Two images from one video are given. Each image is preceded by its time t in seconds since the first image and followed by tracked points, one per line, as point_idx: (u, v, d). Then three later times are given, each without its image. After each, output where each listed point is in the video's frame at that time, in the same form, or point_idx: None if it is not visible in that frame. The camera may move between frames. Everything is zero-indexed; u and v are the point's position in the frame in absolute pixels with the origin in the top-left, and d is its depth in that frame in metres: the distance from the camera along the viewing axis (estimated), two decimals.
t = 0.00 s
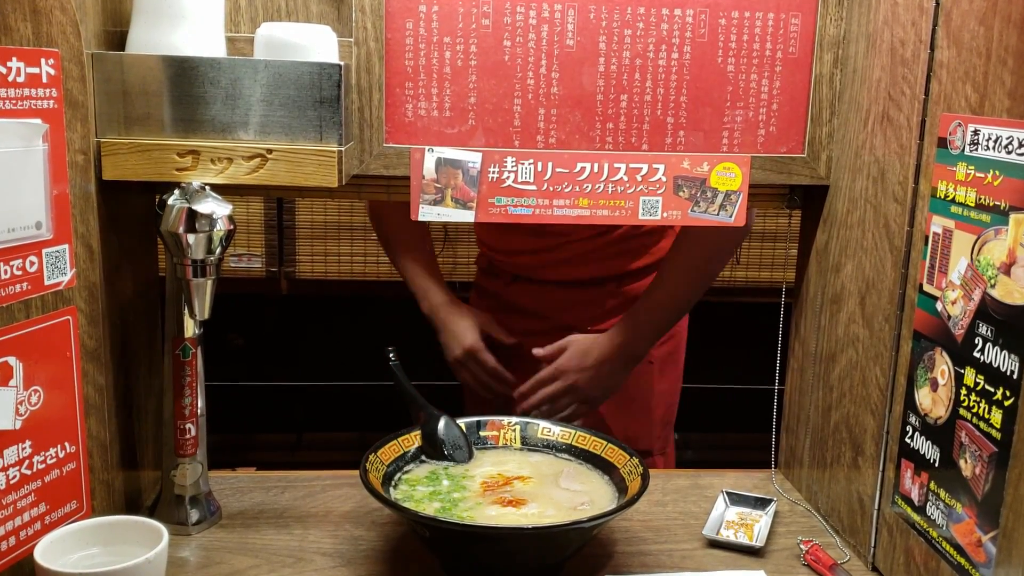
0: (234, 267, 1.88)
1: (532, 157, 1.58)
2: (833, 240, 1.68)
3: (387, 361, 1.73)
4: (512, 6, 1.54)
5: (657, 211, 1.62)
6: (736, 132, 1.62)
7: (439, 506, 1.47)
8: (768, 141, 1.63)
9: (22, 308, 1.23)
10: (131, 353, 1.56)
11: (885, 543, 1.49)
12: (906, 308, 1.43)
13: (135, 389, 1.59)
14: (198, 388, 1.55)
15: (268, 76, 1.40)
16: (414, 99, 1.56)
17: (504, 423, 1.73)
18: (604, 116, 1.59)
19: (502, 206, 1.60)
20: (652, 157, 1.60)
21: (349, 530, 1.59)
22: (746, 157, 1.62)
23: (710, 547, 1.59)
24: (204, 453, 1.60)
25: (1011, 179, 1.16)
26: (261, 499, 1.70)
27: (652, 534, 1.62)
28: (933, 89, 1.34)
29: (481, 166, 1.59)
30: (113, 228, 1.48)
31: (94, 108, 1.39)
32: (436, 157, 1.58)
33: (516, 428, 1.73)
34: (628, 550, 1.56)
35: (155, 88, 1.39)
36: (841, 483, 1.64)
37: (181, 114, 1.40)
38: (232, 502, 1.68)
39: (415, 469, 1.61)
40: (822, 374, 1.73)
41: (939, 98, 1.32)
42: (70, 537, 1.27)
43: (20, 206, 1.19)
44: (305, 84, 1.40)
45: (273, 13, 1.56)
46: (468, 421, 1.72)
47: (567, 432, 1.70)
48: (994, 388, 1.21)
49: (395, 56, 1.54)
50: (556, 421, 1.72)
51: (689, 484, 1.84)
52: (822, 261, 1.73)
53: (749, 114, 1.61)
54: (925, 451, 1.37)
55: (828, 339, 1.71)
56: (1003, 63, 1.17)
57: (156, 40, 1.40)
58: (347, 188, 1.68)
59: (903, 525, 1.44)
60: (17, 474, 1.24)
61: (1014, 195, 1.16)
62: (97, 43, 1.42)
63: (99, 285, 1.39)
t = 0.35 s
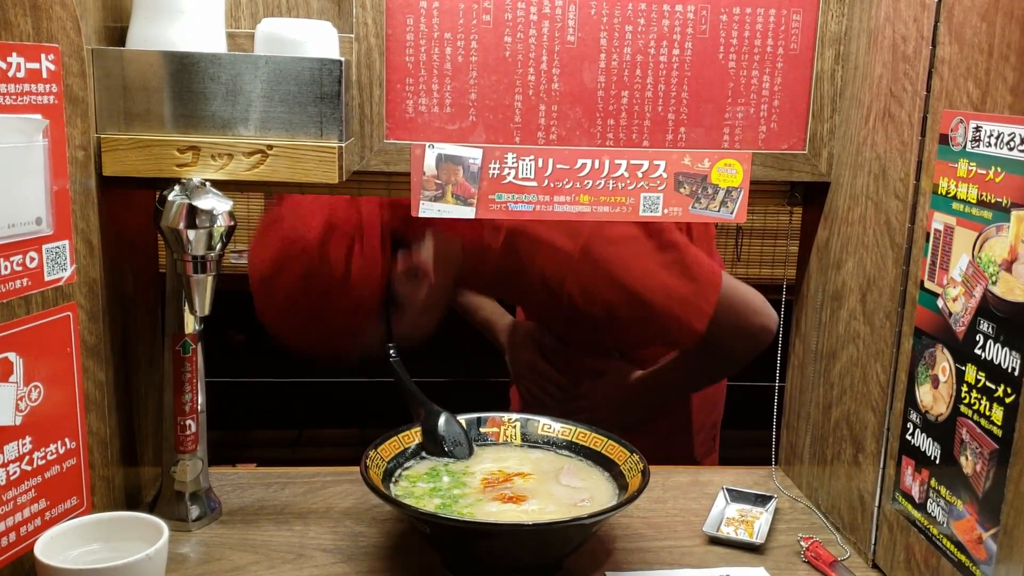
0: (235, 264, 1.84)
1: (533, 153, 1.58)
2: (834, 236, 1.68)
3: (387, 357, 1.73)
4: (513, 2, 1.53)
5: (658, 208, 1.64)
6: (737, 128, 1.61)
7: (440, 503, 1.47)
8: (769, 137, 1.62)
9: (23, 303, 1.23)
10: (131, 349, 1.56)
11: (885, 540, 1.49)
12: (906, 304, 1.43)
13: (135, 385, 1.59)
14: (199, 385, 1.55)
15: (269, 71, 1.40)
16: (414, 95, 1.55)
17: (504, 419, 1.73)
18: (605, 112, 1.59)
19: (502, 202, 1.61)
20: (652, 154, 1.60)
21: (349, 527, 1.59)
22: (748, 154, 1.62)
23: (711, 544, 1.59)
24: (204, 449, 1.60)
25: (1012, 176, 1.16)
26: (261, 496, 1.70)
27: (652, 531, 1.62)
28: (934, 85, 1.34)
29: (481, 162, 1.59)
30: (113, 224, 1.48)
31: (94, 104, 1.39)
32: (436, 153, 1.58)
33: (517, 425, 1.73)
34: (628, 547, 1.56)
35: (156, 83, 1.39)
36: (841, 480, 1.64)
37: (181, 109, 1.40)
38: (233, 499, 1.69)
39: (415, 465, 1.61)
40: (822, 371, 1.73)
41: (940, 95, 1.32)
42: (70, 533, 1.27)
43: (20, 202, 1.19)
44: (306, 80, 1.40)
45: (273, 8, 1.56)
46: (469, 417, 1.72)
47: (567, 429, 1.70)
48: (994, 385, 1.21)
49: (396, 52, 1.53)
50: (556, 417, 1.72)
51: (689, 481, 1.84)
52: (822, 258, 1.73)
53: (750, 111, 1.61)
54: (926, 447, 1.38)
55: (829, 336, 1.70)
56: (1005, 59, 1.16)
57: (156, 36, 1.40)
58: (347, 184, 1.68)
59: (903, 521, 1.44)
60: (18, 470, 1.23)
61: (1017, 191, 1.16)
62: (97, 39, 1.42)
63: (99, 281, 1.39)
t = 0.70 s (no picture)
0: (231, 258, 1.83)
1: (532, 147, 1.58)
2: (834, 231, 1.67)
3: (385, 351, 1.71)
4: None
5: (658, 202, 1.63)
6: (737, 122, 1.60)
7: (438, 498, 1.46)
8: (769, 131, 1.61)
9: (17, 298, 1.22)
10: (127, 344, 1.55)
11: (885, 536, 1.49)
12: (907, 300, 1.42)
13: (132, 380, 1.58)
14: (196, 379, 1.54)
15: (265, 64, 1.38)
16: (411, 88, 1.54)
17: (503, 414, 1.73)
18: (603, 105, 1.58)
19: (501, 196, 1.62)
20: (652, 148, 1.59)
21: (346, 522, 1.58)
22: (747, 148, 1.61)
23: (710, 539, 1.58)
24: (201, 444, 1.59)
25: (1013, 169, 1.16)
26: (259, 491, 1.69)
27: (651, 526, 1.62)
28: (936, 78, 1.33)
29: (480, 156, 1.58)
30: (109, 218, 1.47)
31: (89, 97, 1.38)
32: (434, 146, 1.57)
33: (515, 420, 1.72)
34: (627, 542, 1.55)
35: (151, 76, 1.38)
36: (841, 475, 1.64)
37: (177, 103, 1.39)
38: (230, 494, 1.68)
39: (413, 460, 1.60)
40: (821, 365, 1.73)
41: (942, 88, 1.31)
42: (66, 528, 1.27)
43: (15, 196, 1.18)
44: (303, 73, 1.39)
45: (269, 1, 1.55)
46: (467, 412, 1.72)
47: (566, 424, 1.69)
48: (995, 380, 1.21)
49: (393, 45, 1.52)
50: (555, 413, 1.71)
51: (688, 476, 1.84)
52: (823, 253, 1.72)
53: (750, 104, 1.60)
54: (926, 443, 1.37)
55: (829, 331, 1.70)
56: (1007, 51, 1.15)
57: (150, 28, 1.39)
58: (345, 178, 1.68)
59: (902, 517, 1.44)
60: (13, 465, 1.23)
61: (1018, 185, 1.15)
62: (92, 31, 1.40)
63: (93, 274, 1.38)
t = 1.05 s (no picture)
0: (229, 251, 1.89)
1: (529, 140, 1.56)
2: (833, 224, 1.66)
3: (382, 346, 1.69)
4: None
5: (657, 195, 1.60)
6: (736, 115, 1.59)
7: (435, 494, 1.45)
8: (769, 124, 1.60)
9: (8, 294, 1.21)
10: (122, 339, 1.54)
11: (885, 532, 1.48)
12: (908, 294, 1.41)
13: (127, 375, 1.57)
14: (191, 374, 1.53)
15: (260, 57, 1.37)
16: (408, 81, 1.53)
17: (501, 410, 1.72)
18: (602, 98, 1.56)
19: (499, 189, 1.58)
20: (651, 141, 1.58)
21: (343, 518, 1.57)
22: (747, 141, 1.60)
23: (708, 534, 1.57)
24: (197, 440, 1.58)
25: (1014, 163, 1.15)
26: (256, 486, 1.69)
27: (649, 521, 1.61)
28: (937, 71, 1.31)
29: (477, 149, 1.56)
30: (102, 212, 1.46)
31: (82, 90, 1.36)
32: (432, 139, 1.55)
33: (513, 415, 1.71)
34: (625, 538, 1.55)
35: (145, 69, 1.37)
36: (841, 470, 1.63)
37: (171, 96, 1.38)
38: (227, 490, 1.67)
39: (410, 456, 1.59)
40: (821, 360, 1.72)
41: (944, 81, 1.30)
42: (59, 526, 1.26)
43: (6, 191, 1.16)
44: (298, 65, 1.38)
45: None
46: (464, 408, 1.71)
47: (564, 419, 1.68)
48: (997, 376, 1.20)
49: (390, 37, 1.51)
50: (553, 408, 1.71)
51: (687, 471, 1.83)
52: (822, 247, 1.71)
53: (750, 97, 1.58)
54: (926, 438, 1.36)
55: (828, 325, 1.69)
56: (1010, 44, 1.14)
57: (144, 19, 1.37)
58: (340, 170, 1.65)
59: (903, 513, 1.43)
60: (5, 463, 1.22)
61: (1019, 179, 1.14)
62: (85, 23, 1.39)
63: (86, 269, 1.37)
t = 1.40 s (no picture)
0: (228, 249, 2.02)
1: (529, 139, 1.56)
2: (832, 223, 1.66)
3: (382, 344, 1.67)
4: None
5: (655, 193, 1.61)
6: (734, 113, 1.59)
7: (434, 492, 1.46)
8: (768, 123, 1.61)
9: (8, 292, 1.21)
10: (121, 337, 1.54)
11: (882, 529, 1.49)
12: (905, 292, 1.41)
13: (127, 373, 1.57)
14: (190, 372, 1.53)
15: (259, 55, 1.37)
16: (408, 80, 1.53)
17: (500, 408, 1.72)
18: (601, 97, 1.57)
19: (498, 187, 1.59)
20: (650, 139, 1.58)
21: (343, 516, 1.58)
22: (745, 140, 1.60)
23: (707, 532, 1.58)
24: (196, 438, 1.58)
25: (1012, 162, 1.15)
26: (255, 484, 1.69)
27: (648, 519, 1.61)
28: (935, 70, 1.32)
29: (476, 148, 1.57)
30: (103, 210, 1.46)
31: (82, 88, 1.37)
32: (431, 138, 1.55)
33: (512, 413, 1.72)
34: (624, 536, 1.55)
35: (145, 68, 1.37)
36: (838, 467, 1.63)
37: (170, 94, 1.38)
38: (226, 487, 1.67)
39: (410, 454, 1.60)
40: (818, 358, 1.73)
41: (941, 80, 1.30)
42: (59, 524, 1.26)
43: (6, 189, 1.16)
44: (298, 64, 1.38)
45: None
46: (463, 406, 1.71)
47: (563, 417, 1.69)
48: (994, 374, 1.20)
49: (389, 37, 1.51)
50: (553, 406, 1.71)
51: (685, 469, 1.84)
52: (820, 246, 1.71)
53: (748, 96, 1.59)
54: (924, 436, 1.36)
55: (826, 324, 1.69)
56: (1008, 43, 1.14)
57: (143, 18, 1.37)
58: (340, 169, 1.65)
59: (900, 510, 1.44)
60: (5, 461, 1.22)
61: (1018, 177, 1.14)
62: (85, 22, 1.39)
63: (87, 267, 1.38)
